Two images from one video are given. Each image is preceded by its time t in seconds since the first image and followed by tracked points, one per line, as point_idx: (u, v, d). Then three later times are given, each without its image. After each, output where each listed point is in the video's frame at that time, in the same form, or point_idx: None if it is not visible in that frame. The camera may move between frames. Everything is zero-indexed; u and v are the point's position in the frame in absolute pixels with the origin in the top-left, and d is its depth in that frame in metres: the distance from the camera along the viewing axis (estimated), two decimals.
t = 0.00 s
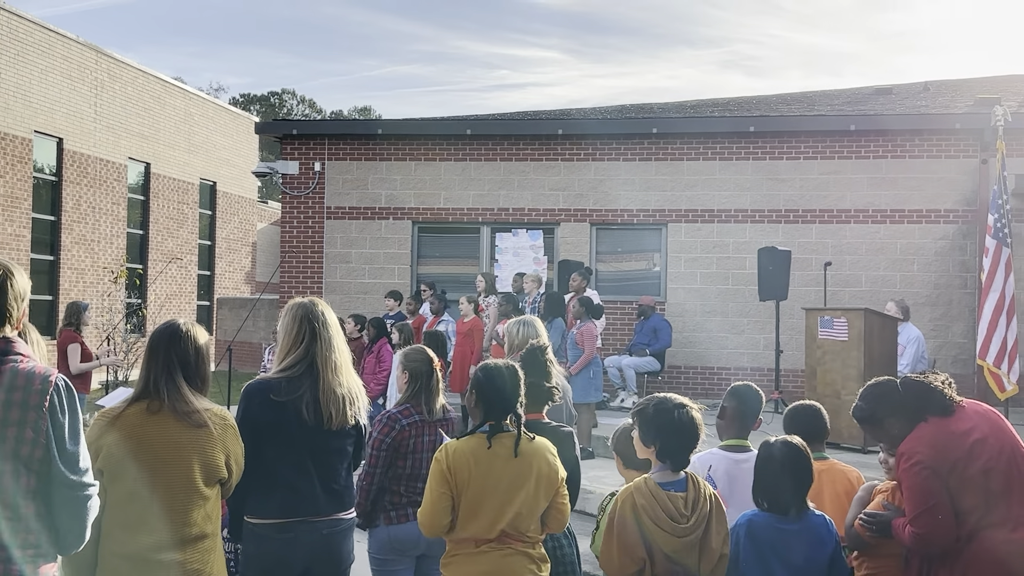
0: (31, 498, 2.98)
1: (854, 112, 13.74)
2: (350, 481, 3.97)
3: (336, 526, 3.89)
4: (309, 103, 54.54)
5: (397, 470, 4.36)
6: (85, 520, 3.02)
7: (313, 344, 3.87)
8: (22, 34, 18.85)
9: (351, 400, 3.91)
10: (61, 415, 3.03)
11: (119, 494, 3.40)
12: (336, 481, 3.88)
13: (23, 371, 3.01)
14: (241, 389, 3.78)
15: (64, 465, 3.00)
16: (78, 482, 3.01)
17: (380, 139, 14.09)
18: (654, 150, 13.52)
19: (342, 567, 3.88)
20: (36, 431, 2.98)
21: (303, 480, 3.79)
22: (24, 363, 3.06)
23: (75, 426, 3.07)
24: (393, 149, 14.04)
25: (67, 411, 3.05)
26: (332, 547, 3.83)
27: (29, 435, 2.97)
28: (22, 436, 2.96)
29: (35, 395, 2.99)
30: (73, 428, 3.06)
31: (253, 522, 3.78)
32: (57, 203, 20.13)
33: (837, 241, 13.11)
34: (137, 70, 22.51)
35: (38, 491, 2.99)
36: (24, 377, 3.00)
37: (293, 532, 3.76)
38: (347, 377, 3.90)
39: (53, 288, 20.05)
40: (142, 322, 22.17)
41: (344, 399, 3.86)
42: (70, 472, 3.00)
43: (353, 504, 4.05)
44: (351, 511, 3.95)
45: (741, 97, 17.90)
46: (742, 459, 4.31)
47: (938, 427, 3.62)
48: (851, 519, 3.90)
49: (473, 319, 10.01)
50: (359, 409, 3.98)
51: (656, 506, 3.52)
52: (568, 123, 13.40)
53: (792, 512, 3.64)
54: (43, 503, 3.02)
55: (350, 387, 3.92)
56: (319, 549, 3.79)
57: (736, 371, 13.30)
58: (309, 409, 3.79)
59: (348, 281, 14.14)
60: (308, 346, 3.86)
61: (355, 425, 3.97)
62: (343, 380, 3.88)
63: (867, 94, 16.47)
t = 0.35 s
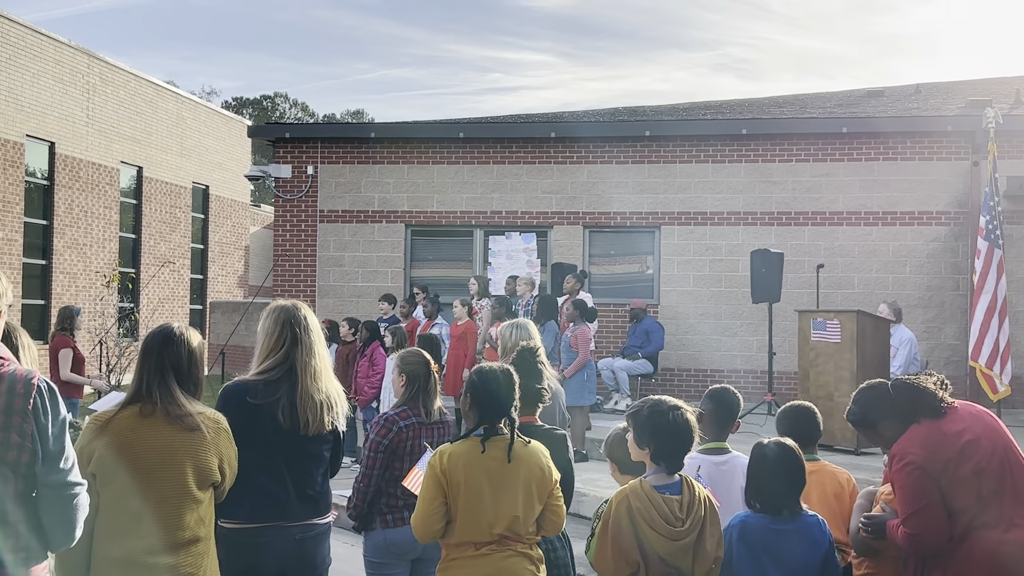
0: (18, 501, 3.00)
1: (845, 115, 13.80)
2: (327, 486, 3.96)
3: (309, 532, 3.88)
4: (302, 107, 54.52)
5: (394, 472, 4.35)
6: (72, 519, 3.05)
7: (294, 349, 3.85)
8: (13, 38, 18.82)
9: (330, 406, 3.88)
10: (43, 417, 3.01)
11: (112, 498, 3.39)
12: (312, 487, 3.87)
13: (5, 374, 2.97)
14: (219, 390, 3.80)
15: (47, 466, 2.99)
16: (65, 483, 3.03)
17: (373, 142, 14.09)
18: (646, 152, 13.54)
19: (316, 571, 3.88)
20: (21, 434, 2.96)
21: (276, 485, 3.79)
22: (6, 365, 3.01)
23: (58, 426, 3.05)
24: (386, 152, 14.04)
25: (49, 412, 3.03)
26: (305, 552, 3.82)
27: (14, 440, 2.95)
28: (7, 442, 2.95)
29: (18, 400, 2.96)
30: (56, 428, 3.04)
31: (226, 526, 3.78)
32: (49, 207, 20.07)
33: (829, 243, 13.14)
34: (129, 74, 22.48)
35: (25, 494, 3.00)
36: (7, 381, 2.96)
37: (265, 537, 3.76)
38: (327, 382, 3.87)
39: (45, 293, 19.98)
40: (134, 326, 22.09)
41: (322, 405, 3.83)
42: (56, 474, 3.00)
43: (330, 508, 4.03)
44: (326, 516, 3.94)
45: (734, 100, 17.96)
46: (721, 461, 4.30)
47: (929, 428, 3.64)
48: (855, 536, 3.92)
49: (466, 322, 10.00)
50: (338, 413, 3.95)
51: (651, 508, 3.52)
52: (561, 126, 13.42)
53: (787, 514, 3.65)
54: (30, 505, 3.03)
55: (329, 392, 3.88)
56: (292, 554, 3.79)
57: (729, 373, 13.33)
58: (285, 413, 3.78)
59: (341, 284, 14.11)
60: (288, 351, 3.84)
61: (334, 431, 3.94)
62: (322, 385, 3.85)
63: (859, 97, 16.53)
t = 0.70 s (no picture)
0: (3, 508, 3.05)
1: (837, 116, 13.84)
2: (303, 494, 3.93)
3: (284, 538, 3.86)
4: (294, 109, 54.45)
5: (389, 474, 4.34)
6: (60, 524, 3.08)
7: (279, 356, 3.84)
8: (5, 41, 18.76)
9: (308, 413, 3.87)
10: (25, 423, 3.07)
11: (102, 501, 3.37)
12: (286, 494, 3.84)
13: None
14: (199, 390, 3.80)
15: (31, 472, 3.05)
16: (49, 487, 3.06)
17: (366, 145, 14.09)
18: (639, 154, 13.55)
19: None
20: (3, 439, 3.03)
21: (249, 490, 3.78)
22: None
23: (41, 432, 3.11)
24: (379, 155, 14.04)
25: (32, 418, 3.09)
26: (277, 559, 3.80)
27: None
28: None
29: None
30: (39, 434, 3.10)
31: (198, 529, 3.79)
32: (40, 210, 20.00)
33: (821, 244, 13.17)
34: (121, 77, 22.42)
35: (11, 500, 3.05)
36: None
37: (235, 543, 3.76)
38: (307, 389, 3.86)
39: (37, 296, 19.90)
40: (127, 330, 22.02)
41: (300, 412, 3.82)
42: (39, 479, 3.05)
43: (307, 514, 4.02)
44: (302, 523, 3.92)
45: (726, 102, 18.00)
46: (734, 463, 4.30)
47: (921, 428, 3.66)
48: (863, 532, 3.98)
49: (460, 325, 10.02)
50: (317, 418, 3.95)
51: (644, 510, 3.53)
52: (554, 128, 13.43)
53: (780, 516, 3.65)
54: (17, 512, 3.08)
55: (309, 400, 3.88)
56: (264, 560, 3.77)
57: (722, 374, 13.34)
58: (261, 418, 3.78)
59: (334, 287, 14.09)
60: (273, 357, 3.83)
61: (312, 436, 3.93)
62: (303, 393, 3.84)
63: (850, 98, 16.58)
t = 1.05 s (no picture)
0: None
1: (829, 118, 13.88)
2: (297, 496, 3.93)
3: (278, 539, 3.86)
4: (288, 111, 54.33)
5: (383, 476, 4.33)
6: (45, 526, 3.17)
7: (272, 358, 3.83)
8: None
9: (302, 414, 3.87)
10: (8, 424, 3.17)
11: (95, 504, 3.36)
12: (280, 496, 3.84)
13: None
14: (192, 393, 3.78)
15: (14, 473, 3.15)
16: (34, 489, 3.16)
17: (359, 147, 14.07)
18: (632, 155, 13.58)
19: None
20: None
21: (244, 493, 3.77)
22: None
23: (24, 435, 3.20)
24: (373, 157, 14.03)
25: (15, 421, 3.19)
26: (270, 561, 3.80)
27: None
28: None
29: None
30: (22, 437, 3.20)
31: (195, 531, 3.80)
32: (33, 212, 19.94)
33: (814, 245, 13.20)
34: (113, 79, 22.37)
35: None
36: None
37: (231, 545, 3.78)
38: (301, 391, 3.86)
39: (30, 299, 19.83)
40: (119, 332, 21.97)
41: (294, 413, 3.82)
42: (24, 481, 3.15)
43: (302, 516, 4.01)
44: (297, 525, 3.92)
45: (719, 104, 18.02)
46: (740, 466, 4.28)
47: (911, 427, 3.68)
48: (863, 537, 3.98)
49: (454, 326, 9.98)
50: (311, 419, 3.94)
51: (638, 511, 3.54)
52: (547, 129, 13.43)
53: (774, 517, 3.66)
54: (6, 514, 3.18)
55: (303, 401, 3.87)
56: (256, 562, 3.78)
57: (716, 376, 13.36)
58: (254, 421, 3.78)
59: (328, 289, 14.08)
60: (266, 358, 3.82)
61: (307, 437, 3.93)
62: (296, 395, 3.83)
63: (843, 100, 16.63)
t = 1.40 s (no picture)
0: None
1: (825, 119, 13.90)
2: (312, 495, 3.91)
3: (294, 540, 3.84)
4: (284, 112, 54.26)
5: (381, 477, 4.32)
6: (41, 528, 3.15)
7: (284, 357, 3.81)
8: None
9: (315, 413, 3.86)
10: (3, 427, 3.15)
11: (90, 507, 3.35)
12: (296, 495, 3.82)
13: None
14: (203, 397, 3.74)
15: (9, 475, 3.13)
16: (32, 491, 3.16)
17: (356, 147, 14.05)
18: (627, 156, 13.58)
19: None
20: None
21: (260, 494, 3.74)
22: None
23: (18, 436, 3.20)
24: (369, 157, 14.01)
25: (10, 423, 3.17)
26: (288, 561, 3.78)
27: None
28: None
29: None
30: (16, 439, 3.19)
31: (210, 534, 3.75)
32: (28, 213, 19.88)
33: (810, 246, 13.22)
34: (109, 79, 22.32)
35: None
36: None
37: (249, 545, 3.73)
38: (313, 390, 3.85)
39: (24, 300, 19.78)
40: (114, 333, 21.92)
41: (308, 412, 3.81)
42: (20, 484, 3.14)
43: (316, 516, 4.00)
44: (312, 525, 3.90)
45: (716, 105, 18.04)
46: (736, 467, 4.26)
47: (908, 427, 3.68)
48: (863, 539, 3.96)
49: (450, 327, 9.99)
50: (323, 418, 3.93)
51: (639, 513, 3.53)
52: (543, 130, 13.43)
53: (774, 519, 3.65)
54: None
55: (315, 400, 3.87)
56: (275, 563, 3.75)
57: (712, 376, 13.37)
58: (268, 421, 3.75)
59: (323, 290, 14.06)
60: (278, 358, 3.81)
61: (319, 436, 3.92)
62: (309, 393, 3.83)
63: (838, 101, 16.66)
